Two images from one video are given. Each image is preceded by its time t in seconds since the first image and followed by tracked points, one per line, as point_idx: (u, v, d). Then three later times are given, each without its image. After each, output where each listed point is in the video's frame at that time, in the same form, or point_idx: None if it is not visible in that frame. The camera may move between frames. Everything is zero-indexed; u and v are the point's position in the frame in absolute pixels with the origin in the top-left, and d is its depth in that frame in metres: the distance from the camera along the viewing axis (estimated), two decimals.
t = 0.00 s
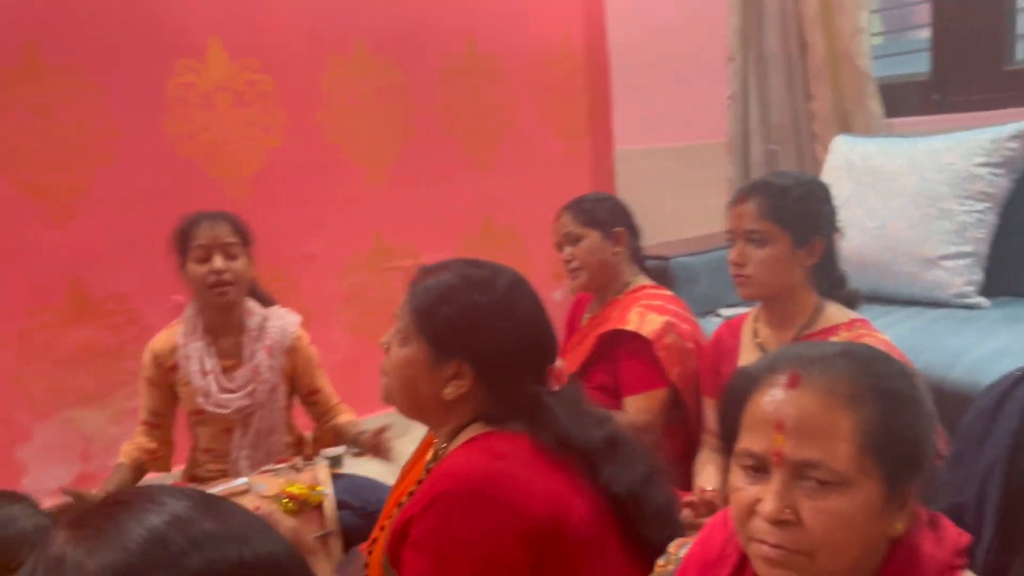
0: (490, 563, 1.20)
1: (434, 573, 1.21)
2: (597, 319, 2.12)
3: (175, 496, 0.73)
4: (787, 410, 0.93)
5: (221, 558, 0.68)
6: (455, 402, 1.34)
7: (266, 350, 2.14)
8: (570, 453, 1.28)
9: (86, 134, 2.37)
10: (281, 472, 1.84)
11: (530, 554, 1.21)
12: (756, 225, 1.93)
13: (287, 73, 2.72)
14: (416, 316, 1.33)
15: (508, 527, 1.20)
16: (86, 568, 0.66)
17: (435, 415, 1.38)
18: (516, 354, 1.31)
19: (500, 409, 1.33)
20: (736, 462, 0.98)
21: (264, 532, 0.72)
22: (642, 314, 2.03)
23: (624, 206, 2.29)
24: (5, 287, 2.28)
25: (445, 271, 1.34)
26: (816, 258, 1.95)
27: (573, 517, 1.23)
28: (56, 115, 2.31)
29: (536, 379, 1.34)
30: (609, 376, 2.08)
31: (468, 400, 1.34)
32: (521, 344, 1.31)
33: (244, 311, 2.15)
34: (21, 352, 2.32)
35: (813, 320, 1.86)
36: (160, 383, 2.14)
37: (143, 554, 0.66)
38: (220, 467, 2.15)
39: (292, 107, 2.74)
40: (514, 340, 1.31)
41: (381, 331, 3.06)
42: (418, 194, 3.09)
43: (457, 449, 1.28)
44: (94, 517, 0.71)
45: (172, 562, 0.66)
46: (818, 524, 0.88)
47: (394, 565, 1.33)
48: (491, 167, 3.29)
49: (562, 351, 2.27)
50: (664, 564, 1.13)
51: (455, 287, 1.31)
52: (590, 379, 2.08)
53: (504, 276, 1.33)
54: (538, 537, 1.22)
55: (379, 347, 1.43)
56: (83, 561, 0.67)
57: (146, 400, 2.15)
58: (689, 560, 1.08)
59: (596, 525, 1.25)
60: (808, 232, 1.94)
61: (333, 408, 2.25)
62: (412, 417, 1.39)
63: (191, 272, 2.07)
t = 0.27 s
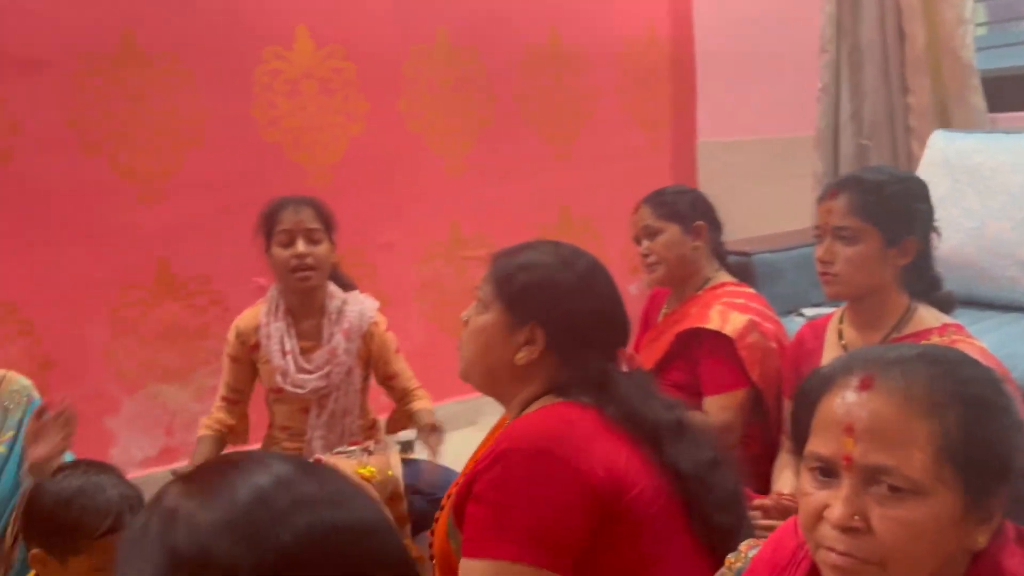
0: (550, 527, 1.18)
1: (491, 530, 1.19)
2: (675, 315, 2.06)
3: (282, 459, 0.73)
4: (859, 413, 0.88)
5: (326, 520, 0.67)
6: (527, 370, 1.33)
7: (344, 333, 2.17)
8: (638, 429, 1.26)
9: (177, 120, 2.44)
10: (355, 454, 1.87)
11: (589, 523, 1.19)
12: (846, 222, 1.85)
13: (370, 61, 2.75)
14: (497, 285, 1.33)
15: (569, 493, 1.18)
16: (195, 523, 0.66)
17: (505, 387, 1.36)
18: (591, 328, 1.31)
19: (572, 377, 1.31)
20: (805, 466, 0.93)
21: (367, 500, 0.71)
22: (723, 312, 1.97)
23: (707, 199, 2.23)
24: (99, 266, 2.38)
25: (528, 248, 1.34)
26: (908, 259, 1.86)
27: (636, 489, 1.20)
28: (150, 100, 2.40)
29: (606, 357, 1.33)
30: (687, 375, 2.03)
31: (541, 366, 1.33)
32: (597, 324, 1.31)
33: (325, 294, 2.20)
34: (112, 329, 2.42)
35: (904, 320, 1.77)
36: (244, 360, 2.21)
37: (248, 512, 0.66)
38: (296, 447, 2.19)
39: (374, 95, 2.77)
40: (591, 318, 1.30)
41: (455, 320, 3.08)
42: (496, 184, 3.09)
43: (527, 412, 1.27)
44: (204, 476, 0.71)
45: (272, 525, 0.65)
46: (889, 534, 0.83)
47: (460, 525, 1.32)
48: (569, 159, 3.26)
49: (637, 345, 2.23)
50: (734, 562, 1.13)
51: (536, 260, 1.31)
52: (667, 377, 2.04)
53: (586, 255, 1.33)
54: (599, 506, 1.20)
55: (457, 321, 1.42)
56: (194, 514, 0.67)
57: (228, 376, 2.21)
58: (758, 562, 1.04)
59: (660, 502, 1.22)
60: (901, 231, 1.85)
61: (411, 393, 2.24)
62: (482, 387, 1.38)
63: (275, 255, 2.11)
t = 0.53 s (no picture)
0: (613, 512, 1.14)
1: (552, 510, 1.15)
2: (753, 316, 2.01)
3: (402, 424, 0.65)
4: (914, 420, 0.81)
5: (456, 486, 0.58)
6: (599, 353, 1.29)
7: (415, 321, 2.19)
8: (707, 421, 1.22)
9: (262, 107, 2.50)
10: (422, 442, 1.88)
11: (651, 509, 1.15)
12: (937, 227, 1.75)
13: (451, 52, 2.76)
14: (577, 270, 1.31)
15: (632, 476, 1.14)
16: (326, 478, 0.58)
17: (576, 372, 1.33)
18: (669, 318, 1.26)
19: (645, 362, 1.26)
20: (862, 477, 0.86)
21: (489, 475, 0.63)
22: (803, 314, 1.91)
23: (789, 197, 2.15)
24: (184, 248, 2.44)
25: (614, 240, 1.32)
26: (1006, 265, 1.74)
27: (703, 480, 1.16)
28: (238, 88, 2.46)
29: (683, 348, 1.28)
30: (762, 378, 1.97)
31: (614, 350, 1.29)
32: (676, 317, 1.26)
33: (398, 282, 2.22)
34: (194, 309, 2.49)
35: (998, 328, 1.67)
36: (318, 343, 2.25)
37: (377, 467, 0.58)
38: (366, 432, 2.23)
39: (454, 86, 2.78)
40: (671, 311, 1.26)
41: (526, 313, 3.07)
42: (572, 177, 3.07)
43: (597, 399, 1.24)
44: (329, 434, 0.63)
45: (398, 482, 0.57)
46: (948, 547, 0.75)
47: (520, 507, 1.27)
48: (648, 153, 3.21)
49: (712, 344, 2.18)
50: None
51: (619, 249, 1.29)
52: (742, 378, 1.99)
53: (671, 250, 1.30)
54: (662, 495, 1.16)
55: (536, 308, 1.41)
56: (324, 469, 0.58)
57: (305, 359, 2.25)
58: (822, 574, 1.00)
59: (727, 497, 1.17)
60: (999, 233, 1.73)
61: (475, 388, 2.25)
62: (553, 372, 1.35)
63: (351, 243, 2.14)
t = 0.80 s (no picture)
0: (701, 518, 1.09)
1: (637, 512, 1.11)
2: (849, 323, 1.93)
3: (444, 411, 0.66)
4: (1020, 436, 0.81)
5: (483, 478, 0.59)
6: (689, 350, 1.25)
7: (491, 311, 2.18)
8: (804, 430, 1.16)
9: (357, 93, 2.54)
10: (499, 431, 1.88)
11: (741, 516, 1.10)
12: None
13: (544, 41, 2.74)
14: (671, 262, 1.27)
15: (723, 485, 1.09)
16: (358, 464, 0.60)
17: (663, 368, 1.29)
18: (767, 318, 1.21)
19: (737, 363, 1.21)
20: (952, 495, 0.85)
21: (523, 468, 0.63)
22: (903, 323, 1.81)
23: (890, 198, 2.05)
24: (277, 229, 2.51)
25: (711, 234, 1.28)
26: None
27: (797, 492, 1.11)
28: (334, 74, 2.51)
29: (778, 351, 1.23)
30: (857, 389, 1.87)
31: (705, 348, 1.24)
32: (775, 318, 1.21)
33: (476, 272, 2.22)
34: (285, 289, 2.55)
35: None
36: (397, 331, 2.28)
37: (409, 457, 0.59)
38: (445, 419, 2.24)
39: (546, 76, 2.76)
40: (769, 310, 1.21)
41: (610, 307, 3.03)
42: (662, 171, 3.00)
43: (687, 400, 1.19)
44: (371, 420, 0.64)
45: (428, 473, 0.59)
46: None
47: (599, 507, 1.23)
48: (743, 148, 3.12)
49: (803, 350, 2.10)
50: None
51: (718, 244, 1.25)
52: (834, 387, 1.89)
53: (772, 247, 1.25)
54: (753, 504, 1.11)
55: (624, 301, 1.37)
56: (358, 453, 0.61)
57: (385, 346, 2.28)
58: None
59: (819, 511, 1.12)
60: None
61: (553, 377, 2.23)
62: (638, 366, 1.31)
63: (432, 231, 2.16)
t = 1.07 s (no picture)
0: (778, 539, 0.99)
1: (710, 526, 1.02)
2: (936, 324, 1.87)
3: (445, 419, 0.66)
4: None
5: (464, 492, 0.60)
6: (775, 354, 1.14)
7: (564, 298, 2.20)
8: (898, 450, 1.04)
9: (441, 80, 2.58)
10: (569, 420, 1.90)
11: (822, 539, 1.00)
12: None
13: (629, 30, 2.72)
14: (756, 257, 1.18)
15: (806, 506, 0.99)
16: (345, 466, 0.62)
17: (747, 371, 1.19)
18: (859, 317, 1.10)
19: (825, 372, 1.10)
20: None
21: (516, 479, 0.63)
22: (991, 326, 1.73)
23: (989, 197, 1.96)
24: (359, 213, 2.58)
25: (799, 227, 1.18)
26: None
27: (886, 517, 1.00)
28: (419, 62, 2.55)
29: (869, 355, 1.12)
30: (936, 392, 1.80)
31: (792, 352, 1.13)
32: (870, 318, 1.10)
33: (549, 259, 2.24)
34: (364, 271, 2.62)
35: None
36: (471, 314, 2.31)
37: (394, 468, 0.60)
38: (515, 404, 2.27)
39: (630, 65, 2.74)
40: (864, 310, 1.10)
41: (686, 300, 3.00)
42: (746, 163, 2.95)
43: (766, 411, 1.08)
44: (372, 424, 0.66)
45: (409, 486, 0.59)
46: None
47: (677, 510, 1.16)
48: (832, 141, 3.03)
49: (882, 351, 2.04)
50: None
51: (806, 237, 1.15)
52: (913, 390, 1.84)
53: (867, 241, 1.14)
54: (834, 529, 1.00)
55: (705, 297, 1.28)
56: (349, 458, 0.62)
57: (460, 329, 2.31)
58: None
59: (908, 539, 1.01)
60: None
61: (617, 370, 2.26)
62: (721, 369, 1.21)
63: (505, 218, 2.18)
